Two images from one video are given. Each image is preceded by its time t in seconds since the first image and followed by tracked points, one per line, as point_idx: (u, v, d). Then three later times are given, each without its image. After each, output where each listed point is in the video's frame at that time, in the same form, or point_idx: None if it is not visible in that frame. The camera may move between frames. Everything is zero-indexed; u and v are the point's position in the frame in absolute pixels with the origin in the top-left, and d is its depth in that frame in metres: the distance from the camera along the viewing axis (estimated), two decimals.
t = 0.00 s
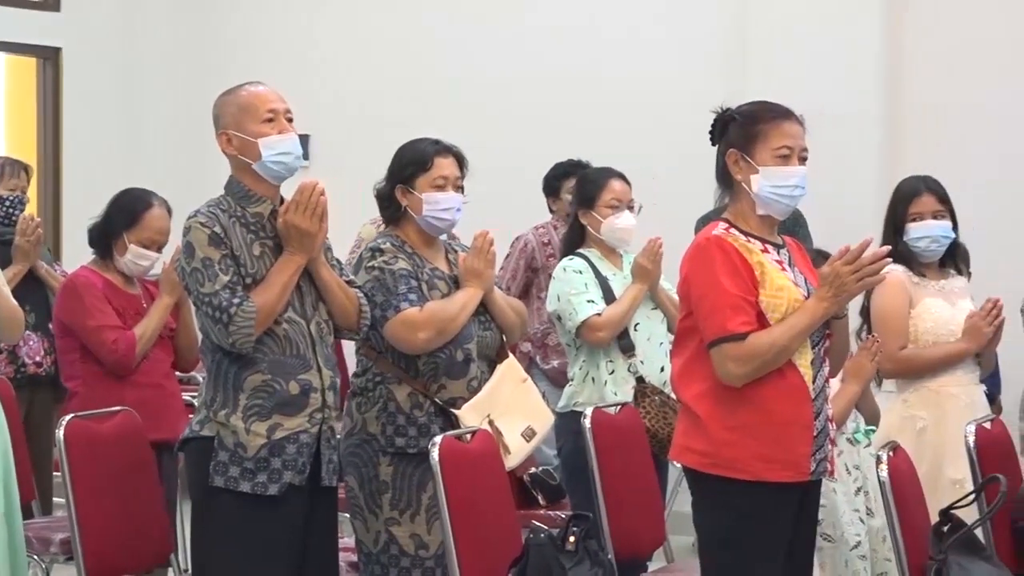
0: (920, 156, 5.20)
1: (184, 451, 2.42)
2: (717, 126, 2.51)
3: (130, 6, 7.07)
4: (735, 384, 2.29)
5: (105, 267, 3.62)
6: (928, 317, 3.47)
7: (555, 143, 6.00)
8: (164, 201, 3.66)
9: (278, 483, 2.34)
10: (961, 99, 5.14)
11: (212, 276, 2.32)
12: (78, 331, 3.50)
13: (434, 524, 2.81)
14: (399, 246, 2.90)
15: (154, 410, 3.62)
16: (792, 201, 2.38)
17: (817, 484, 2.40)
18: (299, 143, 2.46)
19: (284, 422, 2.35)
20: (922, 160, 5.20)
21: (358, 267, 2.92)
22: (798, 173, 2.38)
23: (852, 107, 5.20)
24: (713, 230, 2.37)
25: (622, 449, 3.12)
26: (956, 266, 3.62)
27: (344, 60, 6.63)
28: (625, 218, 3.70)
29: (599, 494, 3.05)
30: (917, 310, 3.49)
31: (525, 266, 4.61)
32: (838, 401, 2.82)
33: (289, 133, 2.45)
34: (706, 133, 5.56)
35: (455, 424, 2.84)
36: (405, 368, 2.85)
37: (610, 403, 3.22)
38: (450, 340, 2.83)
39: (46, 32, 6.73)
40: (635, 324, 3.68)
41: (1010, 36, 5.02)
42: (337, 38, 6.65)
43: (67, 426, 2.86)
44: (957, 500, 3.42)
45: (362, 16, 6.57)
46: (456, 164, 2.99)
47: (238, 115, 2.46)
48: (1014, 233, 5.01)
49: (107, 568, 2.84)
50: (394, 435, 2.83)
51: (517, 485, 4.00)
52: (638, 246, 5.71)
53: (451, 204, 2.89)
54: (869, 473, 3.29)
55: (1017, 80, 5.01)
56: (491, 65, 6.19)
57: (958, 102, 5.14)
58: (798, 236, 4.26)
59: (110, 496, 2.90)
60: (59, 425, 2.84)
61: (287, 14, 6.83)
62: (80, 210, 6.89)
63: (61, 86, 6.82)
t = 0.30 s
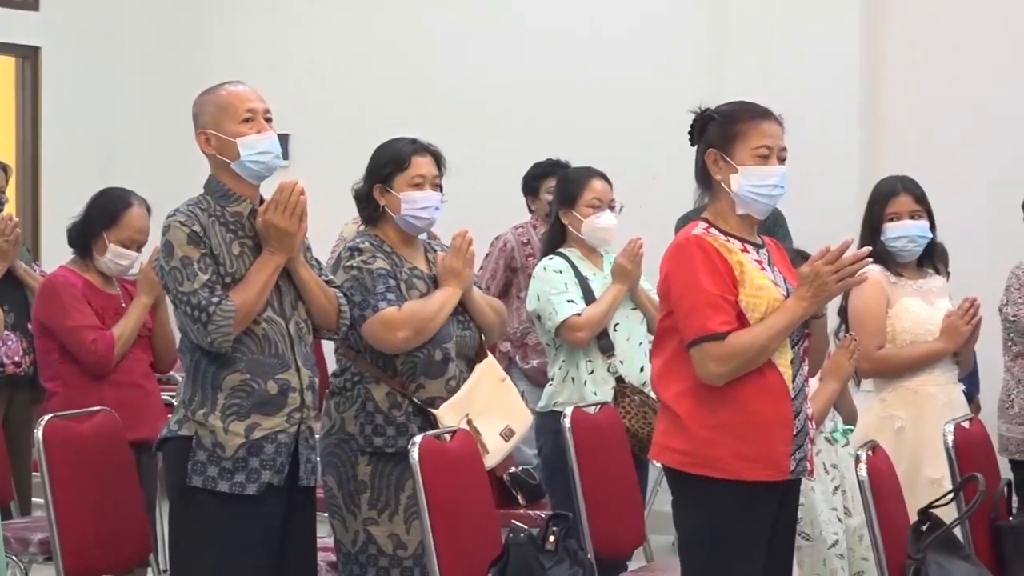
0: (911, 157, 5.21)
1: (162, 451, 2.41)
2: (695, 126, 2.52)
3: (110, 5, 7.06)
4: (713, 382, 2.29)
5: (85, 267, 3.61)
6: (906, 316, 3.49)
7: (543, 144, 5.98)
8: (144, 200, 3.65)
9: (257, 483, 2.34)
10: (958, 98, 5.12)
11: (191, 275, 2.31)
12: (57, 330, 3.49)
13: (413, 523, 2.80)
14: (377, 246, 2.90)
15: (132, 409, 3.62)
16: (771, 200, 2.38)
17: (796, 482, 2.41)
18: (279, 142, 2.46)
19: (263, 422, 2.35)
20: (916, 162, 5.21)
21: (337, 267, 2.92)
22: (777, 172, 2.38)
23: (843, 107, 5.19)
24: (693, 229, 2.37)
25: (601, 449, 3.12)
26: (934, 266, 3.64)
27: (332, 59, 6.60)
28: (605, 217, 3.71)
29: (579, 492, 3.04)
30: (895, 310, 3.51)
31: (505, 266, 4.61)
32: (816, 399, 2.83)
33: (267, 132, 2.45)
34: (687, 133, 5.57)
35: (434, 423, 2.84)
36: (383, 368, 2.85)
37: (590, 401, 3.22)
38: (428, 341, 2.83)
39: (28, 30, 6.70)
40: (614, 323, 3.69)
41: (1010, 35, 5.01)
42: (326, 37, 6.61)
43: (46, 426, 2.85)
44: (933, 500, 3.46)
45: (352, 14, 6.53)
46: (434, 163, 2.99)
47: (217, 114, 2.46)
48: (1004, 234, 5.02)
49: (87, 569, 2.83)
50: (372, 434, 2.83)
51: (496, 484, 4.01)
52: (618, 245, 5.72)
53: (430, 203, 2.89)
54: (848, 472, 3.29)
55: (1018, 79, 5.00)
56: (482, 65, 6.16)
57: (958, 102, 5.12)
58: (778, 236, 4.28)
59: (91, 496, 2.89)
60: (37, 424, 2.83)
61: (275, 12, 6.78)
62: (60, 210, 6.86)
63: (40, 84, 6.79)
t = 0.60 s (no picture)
0: (896, 157, 5.23)
1: (136, 451, 2.40)
2: (670, 126, 2.52)
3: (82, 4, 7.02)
4: (688, 382, 2.29)
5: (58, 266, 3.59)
6: (879, 315, 3.50)
7: (525, 143, 5.96)
8: (118, 199, 3.63)
9: (231, 483, 2.33)
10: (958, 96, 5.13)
11: (164, 275, 2.30)
12: (28, 330, 3.47)
13: (386, 523, 2.80)
14: (352, 246, 2.89)
15: (104, 410, 3.60)
16: (746, 200, 2.39)
17: (770, 481, 2.41)
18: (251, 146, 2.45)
19: (237, 422, 2.34)
20: (913, 160, 5.21)
21: (311, 266, 2.91)
22: (752, 172, 2.39)
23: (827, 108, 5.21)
24: (667, 229, 2.38)
25: (576, 449, 3.12)
26: (907, 265, 3.66)
27: (310, 58, 6.55)
28: (581, 217, 3.71)
29: (555, 491, 3.06)
30: (869, 309, 3.52)
31: (479, 266, 4.61)
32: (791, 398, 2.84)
33: (238, 134, 2.43)
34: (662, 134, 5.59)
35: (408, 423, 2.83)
36: (357, 368, 2.84)
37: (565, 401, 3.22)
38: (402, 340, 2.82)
39: None
40: (589, 323, 3.69)
41: (1007, 35, 5.05)
42: (308, 35, 6.55)
43: (18, 427, 2.83)
44: (906, 498, 3.48)
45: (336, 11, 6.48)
46: (408, 162, 2.98)
47: (188, 115, 2.45)
48: (986, 235, 5.06)
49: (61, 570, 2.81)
50: (346, 434, 2.82)
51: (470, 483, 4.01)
52: (593, 245, 5.73)
53: (405, 203, 2.88)
54: (822, 471, 3.31)
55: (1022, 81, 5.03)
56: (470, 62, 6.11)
57: (959, 101, 5.13)
58: (753, 236, 4.29)
59: (65, 497, 2.87)
60: (10, 425, 2.82)
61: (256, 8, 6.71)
62: (31, 210, 6.81)
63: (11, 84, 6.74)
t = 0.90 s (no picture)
0: (873, 158, 5.25)
1: (109, 450, 2.38)
2: (644, 125, 2.52)
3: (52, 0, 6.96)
4: (662, 381, 2.30)
5: (30, 265, 3.56)
6: (853, 313, 3.51)
7: (511, 142, 5.92)
8: (91, 197, 3.61)
9: (205, 482, 2.31)
10: (958, 96, 5.12)
11: (136, 273, 2.29)
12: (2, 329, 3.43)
13: (360, 522, 2.78)
14: (326, 244, 2.88)
15: (79, 409, 3.58)
16: (719, 199, 2.39)
17: (744, 479, 2.41)
18: (211, 145, 2.40)
19: (211, 421, 2.33)
20: (912, 161, 5.19)
21: (286, 264, 2.89)
22: (725, 172, 2.39)
23: (804, 107, 5.22)
24: (641, 228, 2.38)
25: (551, 448, 3.12)
26: (881, 264, 3.68)
27: (285, 56, 6.53)
28: (556, 216, 3.71)
29: (528, 491, 3.06)
30: (844, 307, 3.54)
31: (454, 264, 4.60)
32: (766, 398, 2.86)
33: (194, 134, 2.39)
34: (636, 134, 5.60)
35: (382, 422, 2.82)
36: (331, 366, 2.83)
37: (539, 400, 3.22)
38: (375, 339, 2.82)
39: None
40: (564, 322, 3.69)
41: (1007, 35, 5.04)
42: (297, 30, 6.49)
43: None
44: (880, 496, 3.48)
45: (325, 7, 6.43)
46: (382, 161, 2.97)
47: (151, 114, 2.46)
48: (961, 234, 5.09)
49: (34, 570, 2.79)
50: (320, 433, 2.81)
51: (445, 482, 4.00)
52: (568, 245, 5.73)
53: (380, 202, 2.87)
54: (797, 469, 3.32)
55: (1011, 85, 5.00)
56: (467, 60, 6.04)
57: (959, 101, 5.11)
58: (728, 235, 4.30)
59: (38, 496, 2.84)
60: None
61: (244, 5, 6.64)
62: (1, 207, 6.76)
63: None
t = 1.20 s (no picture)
0: (840, 158, 5.28)
1: (73, 451, 2.36)
2: (611, 125, 2.53)
3: None
4: (628, 380, 2.30)
5: None
6: (820, 313, 3.53)
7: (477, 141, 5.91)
8: (56, 197, 3.60)
9: (170, 481, 2.30)
10: (958, 96, 5.14)
11: (99, 273, 2.27)
12: None
13: (327, 522, 2.77)
14: (293, 243, 2.87)
15: (45, 408, 3.55)
16: (685, 198, 2.40)
17: (710, 477, 2.42)
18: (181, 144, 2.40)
19: (176, 420, 2.31)
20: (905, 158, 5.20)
21: (252, 262, 2.88)
22: (691, 171, 2.39)
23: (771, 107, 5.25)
24: (607, 228, 2.39)
25: (519, 447, 3.12)
26: (848, 264, 3.70)
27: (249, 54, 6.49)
28: (523, 215, 3.72)
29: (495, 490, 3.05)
30: (810, 307, 3.56)
31: (420, 264, 4.59)
32: (736, 398, 2.87)
33: (164, 134, 2.38)
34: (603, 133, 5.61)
35: (349, 421, 2.81)
36: (298, 365, 2.82)
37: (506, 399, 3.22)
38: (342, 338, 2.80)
39: None
40: (531, 321, 3.69)
41: (999, 35, 5.09)
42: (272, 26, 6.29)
43: None
44: (845, 494, 3.51)
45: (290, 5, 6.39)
46: (349, 160, 2.96)
47: (117, 111, 2.42)
48: (927, 233, 5.14)
49: None
50: (287, 433, 2.80)
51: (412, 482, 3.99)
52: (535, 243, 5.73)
53: (347, 200, 2.86)
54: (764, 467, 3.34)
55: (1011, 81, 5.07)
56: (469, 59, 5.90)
57: (959, 101, 5.14)
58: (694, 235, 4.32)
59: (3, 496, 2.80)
60: None
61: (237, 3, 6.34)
62: None
63: None
